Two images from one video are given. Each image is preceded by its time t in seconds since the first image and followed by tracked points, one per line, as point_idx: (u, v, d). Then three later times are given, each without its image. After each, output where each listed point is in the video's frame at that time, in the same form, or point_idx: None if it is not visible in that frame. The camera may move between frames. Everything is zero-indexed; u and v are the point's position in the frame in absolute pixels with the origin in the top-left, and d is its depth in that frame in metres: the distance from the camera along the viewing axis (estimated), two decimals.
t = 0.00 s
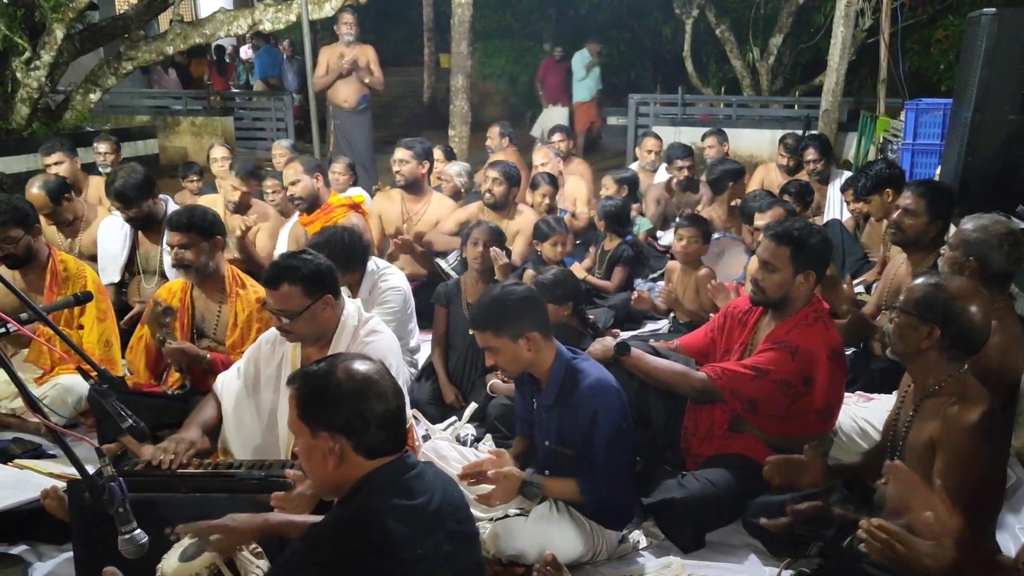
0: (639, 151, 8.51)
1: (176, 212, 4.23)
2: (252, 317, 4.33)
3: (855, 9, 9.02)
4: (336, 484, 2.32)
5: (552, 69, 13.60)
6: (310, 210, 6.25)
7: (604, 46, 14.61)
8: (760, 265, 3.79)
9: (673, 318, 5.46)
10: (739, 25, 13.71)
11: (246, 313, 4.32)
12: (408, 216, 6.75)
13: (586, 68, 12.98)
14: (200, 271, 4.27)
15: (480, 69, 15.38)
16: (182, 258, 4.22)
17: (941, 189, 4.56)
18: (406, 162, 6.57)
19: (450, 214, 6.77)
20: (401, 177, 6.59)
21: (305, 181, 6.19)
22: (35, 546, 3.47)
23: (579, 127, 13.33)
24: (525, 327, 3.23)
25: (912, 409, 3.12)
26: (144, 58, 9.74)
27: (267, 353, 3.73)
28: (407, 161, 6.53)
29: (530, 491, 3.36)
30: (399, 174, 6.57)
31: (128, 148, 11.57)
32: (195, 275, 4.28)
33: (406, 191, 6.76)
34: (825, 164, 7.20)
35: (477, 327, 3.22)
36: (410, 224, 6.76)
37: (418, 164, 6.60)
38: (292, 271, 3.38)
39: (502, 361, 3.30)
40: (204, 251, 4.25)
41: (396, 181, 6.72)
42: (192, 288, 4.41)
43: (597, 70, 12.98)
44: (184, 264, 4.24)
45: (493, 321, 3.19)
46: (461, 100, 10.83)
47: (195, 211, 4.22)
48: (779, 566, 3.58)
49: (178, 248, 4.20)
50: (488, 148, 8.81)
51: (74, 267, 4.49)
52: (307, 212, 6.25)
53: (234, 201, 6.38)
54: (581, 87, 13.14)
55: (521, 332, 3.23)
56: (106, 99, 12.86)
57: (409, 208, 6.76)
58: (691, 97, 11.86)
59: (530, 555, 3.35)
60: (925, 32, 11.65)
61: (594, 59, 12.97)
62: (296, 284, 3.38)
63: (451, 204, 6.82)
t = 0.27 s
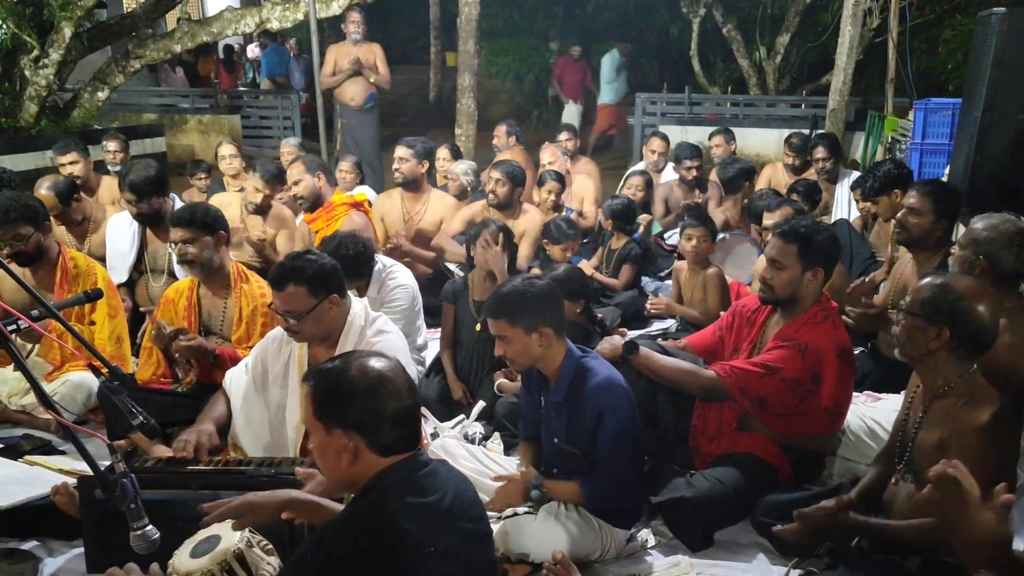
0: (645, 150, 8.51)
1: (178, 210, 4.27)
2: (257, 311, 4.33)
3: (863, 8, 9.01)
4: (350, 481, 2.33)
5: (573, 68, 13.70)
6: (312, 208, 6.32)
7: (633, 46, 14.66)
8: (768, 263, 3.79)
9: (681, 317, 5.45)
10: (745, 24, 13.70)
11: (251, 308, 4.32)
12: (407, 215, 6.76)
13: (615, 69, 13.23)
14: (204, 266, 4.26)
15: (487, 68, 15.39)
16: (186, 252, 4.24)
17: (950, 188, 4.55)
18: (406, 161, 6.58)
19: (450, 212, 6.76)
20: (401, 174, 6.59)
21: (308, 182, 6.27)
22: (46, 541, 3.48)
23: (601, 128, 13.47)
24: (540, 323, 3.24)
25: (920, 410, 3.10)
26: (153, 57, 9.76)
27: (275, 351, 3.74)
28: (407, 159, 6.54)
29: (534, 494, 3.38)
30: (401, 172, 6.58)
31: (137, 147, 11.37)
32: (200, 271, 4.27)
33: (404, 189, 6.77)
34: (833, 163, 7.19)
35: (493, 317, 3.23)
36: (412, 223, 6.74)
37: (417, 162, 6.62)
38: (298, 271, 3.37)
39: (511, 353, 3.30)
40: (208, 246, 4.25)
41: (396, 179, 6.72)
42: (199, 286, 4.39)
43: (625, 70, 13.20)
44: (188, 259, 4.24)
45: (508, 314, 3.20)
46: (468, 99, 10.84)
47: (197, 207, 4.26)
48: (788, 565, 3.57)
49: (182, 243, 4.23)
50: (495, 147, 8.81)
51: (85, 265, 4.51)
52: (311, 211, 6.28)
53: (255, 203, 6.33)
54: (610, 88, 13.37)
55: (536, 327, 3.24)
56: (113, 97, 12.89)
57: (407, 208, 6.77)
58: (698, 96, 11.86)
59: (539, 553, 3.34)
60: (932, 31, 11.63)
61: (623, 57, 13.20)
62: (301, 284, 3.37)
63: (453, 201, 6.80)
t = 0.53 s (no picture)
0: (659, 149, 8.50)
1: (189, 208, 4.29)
2: (270, 309, 4.31)
3: (879, 6, 8.96)
4: (369, 478, 2.34)
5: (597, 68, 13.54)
6: (330, 208, 6.30)
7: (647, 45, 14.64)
8: (783, 260, 3.78)
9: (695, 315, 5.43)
10: (760, 22, 13.65)
11: (263, 304, 4.30)
12: (410, 213, 6.76)
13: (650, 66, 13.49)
14: (215, 262, 4.27)
15: (500, 66, 15.39)
16: (197, 249, 4.24)
17: (968, 187, 4.52)
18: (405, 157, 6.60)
19: (453, 208, 6.74)
20: (400, 171, 6.61)
21: (326, 180, 6.28)
22: (66, 535, 3.50)
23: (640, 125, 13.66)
24: (558, 321, 3.24)
25: (938, 410, 3.08)
26: (168, 55, 9.80)
27: (292, 347, 3.74)
28: (405, 156, 6.61)
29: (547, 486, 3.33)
30: (398, 169, 6.64)
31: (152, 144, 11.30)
32: (211, 266, 4.28)
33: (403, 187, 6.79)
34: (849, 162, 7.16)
35: (509, 316, 3.25)
36: (415, 220, 6.74)
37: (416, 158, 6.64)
38: (312, 268, 3.38)
39: (528, 348, 3.29)
40: (218, 241, 4.25)
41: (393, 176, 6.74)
42: (213, 283, 4.41)
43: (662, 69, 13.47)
44: (199, 255, 4.25)
45: (527, 311, 3.21)
46: (482, 97, 10.85)
47: (208, 205, 4.27)
48: (803, 564, 3.56)
49: (193, 240, 4.23)
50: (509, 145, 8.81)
51: (102, 262, 4.56)
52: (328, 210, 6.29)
53: (272, 199, 6.39)
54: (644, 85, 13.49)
55: (556, 324, 3.24)
56: (129, 95, 12.96)
57: (407, 206, 6.78)
58: (712, 94, 11.82)
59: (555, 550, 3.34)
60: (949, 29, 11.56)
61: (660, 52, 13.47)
62: (316, 280, 3.38)
63: (451, 194, 6.78)
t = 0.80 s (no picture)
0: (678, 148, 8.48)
1: (206, 209, 4.30)
2: (290, 302, 4.36)
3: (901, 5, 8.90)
4: (389, 478, 2.35)
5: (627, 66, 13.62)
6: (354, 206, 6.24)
7: (666, 44, 14.62)
8: (802, 259, 3.77)
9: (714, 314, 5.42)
10: (780, 21, 13.58)
11: (283, 299, 4.35)
12: (427, 211, 6.77)
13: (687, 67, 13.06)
14: (234, 260, 4.29)
15: (519, 65, 15.40)
16: (215, 246, 4.25)
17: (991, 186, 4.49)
18: (418, 155, 6.59)
19: (471, 206, 6.75)
20: (413, 169, 6.60)
21: (351, 177, 6.16)
22: (89, 529, 3.54)
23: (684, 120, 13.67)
24: (582, 318, 3.25)
25: (962, 411, 3.06)
26: (190, 54, 9.87)
27: (311, 344, 3.75)
28: (419, 153, 6.58)
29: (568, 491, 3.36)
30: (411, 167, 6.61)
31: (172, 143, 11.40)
32: (229, 264, 4.30)
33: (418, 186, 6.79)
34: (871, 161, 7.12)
35: (536, 305, 3.26)
36: (431, 218, 6.76)
37: (430, 156, 6.63)
38: (329, 267, 3.41)
39: (549, 344, 3.30)
40: (236, 239, 4.27)
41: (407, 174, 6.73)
42: (233, 281, 4.43)
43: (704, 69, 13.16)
44: (217, 254, 4.27)
45: (550, 306, 3.23)
46: (500, 96, 10.86)
47: (225, 204, 4.28)
48: (823, 565, 3.54)
49: (209, 239, 4.24)
50: (527, 143, 8.82)
51: (125, 258, 4.60)
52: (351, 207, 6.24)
53: (285, 196, 6.42)
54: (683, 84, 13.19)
55: (577, 321, 3.25)
56: (151, 93, 13.08)
57: (423, 204, 6.79)
58: (732, 93, 11.78)
59: (575, 548, 3.38)
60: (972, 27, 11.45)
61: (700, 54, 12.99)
62: (334, 278, 3.40)
63: (468, 192, 6.79)
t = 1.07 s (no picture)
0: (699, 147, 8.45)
1: (228, 208, 4.36)
2: (310, 301, 4.35)
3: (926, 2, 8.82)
4: (412, 478, 2.36)
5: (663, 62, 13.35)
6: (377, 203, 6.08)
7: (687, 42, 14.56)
8: (825, 257, 3.74)
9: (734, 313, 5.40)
10: (803, 19, 13.49)
11: (304, 297, 4.34)
12: (453, 209, 6.81)
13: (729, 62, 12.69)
14: (256, 258, 4.32)
15: (539, 63, 15.40)
16: (237, 245, 4.30)
17: (1016, 186, 4.44)
18: (451, 156, 6.65)
19: (495, 205, 6.76)
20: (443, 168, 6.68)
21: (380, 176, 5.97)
22: (115, 522, 3.58)
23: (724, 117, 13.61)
24: (604, 316, 3.26)
25: (989, 411, 3.04)
26: (213, 52, 9.95)
27: (337, 341, 3.78)
28: (452, 154, 6.63)
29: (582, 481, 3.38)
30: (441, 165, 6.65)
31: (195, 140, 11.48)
32: (251, 263, 4.33)
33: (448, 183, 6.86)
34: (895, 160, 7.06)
35: (556, 305, 3.28)
36: (456, 215, 6.81)
37: (462, 157, 6.70)
38: (355, 260, 3.42)
39: (570, 342, 3.32)
40: (257, 237, 4.30)
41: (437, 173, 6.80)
42: (254, 279, 4.46)
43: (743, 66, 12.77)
44: (239, 252, 4.30)
45: (572, 303, 3.24)
46: (520, 94, 10.86)
47: (246, 202, 4.33)
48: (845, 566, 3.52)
49: (232, 237, 4.29)
50: (548, 141, 8.82)
51: (150, 255, 4.63)
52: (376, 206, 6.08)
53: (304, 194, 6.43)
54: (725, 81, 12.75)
55: (600, 320, 3.26)
56: (175, 91, 13.20)
57: (451, 202, 6.84)
58: (753, 91, 11.72)
59: (596, 546, 3.36)
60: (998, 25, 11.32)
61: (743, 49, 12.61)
62: (359, 273, 3.42)
63: (495, 193, 6.81)
